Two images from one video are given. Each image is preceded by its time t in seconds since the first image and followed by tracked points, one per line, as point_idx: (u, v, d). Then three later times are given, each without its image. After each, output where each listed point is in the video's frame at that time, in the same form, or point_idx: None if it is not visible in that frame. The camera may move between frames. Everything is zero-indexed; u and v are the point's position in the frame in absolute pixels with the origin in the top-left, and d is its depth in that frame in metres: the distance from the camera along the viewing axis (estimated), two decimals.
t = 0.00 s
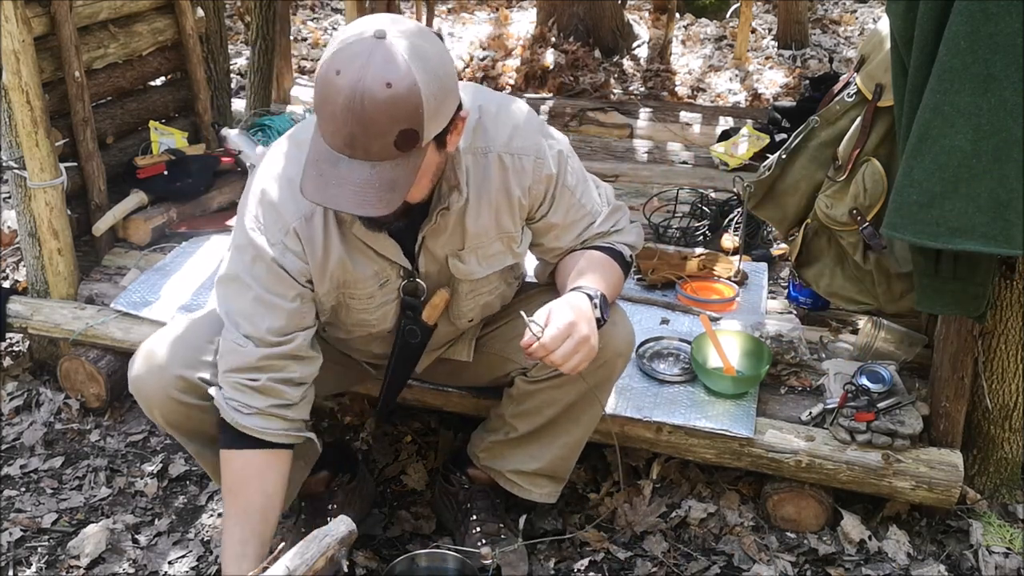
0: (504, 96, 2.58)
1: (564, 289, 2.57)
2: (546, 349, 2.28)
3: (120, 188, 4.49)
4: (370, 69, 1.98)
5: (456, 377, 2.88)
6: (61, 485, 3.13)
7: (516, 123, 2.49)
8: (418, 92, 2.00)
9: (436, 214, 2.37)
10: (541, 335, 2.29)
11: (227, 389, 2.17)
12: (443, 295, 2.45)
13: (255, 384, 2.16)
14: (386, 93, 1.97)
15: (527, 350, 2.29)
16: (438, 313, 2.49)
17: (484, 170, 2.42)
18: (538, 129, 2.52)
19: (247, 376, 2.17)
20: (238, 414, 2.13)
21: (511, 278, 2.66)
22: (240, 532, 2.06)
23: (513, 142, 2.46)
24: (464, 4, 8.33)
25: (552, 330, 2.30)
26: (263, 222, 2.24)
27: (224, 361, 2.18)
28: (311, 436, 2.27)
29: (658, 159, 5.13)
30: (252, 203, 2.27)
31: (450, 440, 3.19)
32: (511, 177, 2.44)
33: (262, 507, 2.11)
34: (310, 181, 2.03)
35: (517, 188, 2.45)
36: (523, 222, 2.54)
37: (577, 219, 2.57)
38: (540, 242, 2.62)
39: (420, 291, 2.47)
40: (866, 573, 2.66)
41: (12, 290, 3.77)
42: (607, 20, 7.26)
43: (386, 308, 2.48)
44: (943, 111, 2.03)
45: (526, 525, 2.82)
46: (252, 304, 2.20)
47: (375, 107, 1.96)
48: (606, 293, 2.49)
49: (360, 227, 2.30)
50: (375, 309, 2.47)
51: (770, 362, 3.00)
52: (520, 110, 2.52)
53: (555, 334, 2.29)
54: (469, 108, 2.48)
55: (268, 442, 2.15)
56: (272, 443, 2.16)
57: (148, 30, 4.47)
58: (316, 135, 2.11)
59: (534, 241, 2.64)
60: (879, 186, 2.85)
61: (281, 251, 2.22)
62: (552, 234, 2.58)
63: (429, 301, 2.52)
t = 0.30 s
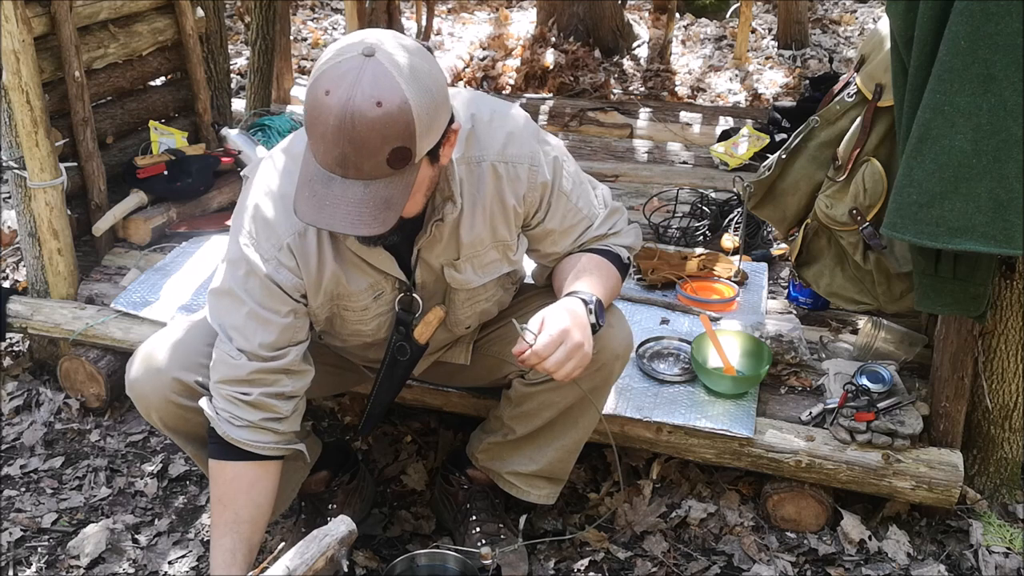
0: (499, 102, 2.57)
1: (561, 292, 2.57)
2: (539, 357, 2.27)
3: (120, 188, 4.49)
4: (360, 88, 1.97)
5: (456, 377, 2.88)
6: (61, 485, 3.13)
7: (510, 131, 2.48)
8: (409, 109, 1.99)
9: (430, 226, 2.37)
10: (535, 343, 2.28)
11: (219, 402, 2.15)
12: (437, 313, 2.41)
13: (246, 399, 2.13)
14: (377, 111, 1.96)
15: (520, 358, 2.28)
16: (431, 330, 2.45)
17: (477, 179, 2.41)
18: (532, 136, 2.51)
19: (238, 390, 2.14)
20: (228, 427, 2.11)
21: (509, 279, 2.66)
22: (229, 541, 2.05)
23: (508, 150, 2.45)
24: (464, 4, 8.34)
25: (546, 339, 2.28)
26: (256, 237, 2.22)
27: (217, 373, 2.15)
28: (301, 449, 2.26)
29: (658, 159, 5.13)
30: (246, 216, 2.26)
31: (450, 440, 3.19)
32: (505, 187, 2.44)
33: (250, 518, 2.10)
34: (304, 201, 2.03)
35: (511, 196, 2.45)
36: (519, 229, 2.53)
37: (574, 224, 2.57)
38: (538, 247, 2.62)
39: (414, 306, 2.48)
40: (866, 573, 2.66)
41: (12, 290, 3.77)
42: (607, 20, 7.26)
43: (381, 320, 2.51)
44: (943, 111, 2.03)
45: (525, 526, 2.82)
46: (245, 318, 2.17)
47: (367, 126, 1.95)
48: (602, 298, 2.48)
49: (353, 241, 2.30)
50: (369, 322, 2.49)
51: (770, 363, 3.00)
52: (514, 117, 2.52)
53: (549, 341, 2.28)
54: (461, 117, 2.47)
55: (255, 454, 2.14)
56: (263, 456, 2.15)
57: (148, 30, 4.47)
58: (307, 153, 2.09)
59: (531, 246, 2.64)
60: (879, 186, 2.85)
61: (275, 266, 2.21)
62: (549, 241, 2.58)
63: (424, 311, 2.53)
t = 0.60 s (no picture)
0: (497, 101, 2.57)
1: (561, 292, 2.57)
2: (539, 358, 2.27)
3: (120, 187, 4.49)
4: (354, 81, 1.97)
5: (456, 377, 2.88)
6: (61, 485, 3.13)
7: (508, 131, 2.48)
8: (403, 103, 1.99)
9: (427, 225, 2.37)
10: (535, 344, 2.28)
11: (223, 403, 2.15)
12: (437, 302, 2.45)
13: (249, 398, 2.14)
14: (371, 104, 1.96)
15: (519, 360, 2.28)
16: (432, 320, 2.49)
17: (475, 179, 2.42)
18: (531, 136, 2.51)
19: (241, 390, 2.15)
20: (234, 428, 2.11)
21: (509, 280, 2.67)
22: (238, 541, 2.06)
23: (506, 150, 2.45)
24: (463, 4, 8.34)
25: (546, 340, 2.28)
26: (255, 237, 2.22)
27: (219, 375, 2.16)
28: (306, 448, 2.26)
29: (658, 159, 5.13)
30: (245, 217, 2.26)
31: (450, 440, 3.19)
32: (503, 187, 2.44)
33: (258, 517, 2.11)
34: (298, 195, 2.03)
35: (509, 196, 2.45)
36: (518, 228, 2.54)
37: (573, 224, 2.57)
38: (537, 247, 2.62)
39: (414, 300, 2.48)
40: (866, 573, 2.66)
41: (12, 290, 3.77)
42: (607, 20, 7.26)
43: (381, 318, 2.50)
44: (943, 111, 2.03)
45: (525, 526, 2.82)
46: (245, 318, 2.17)
47: (361, 119, 1.95)
48: (603, 298, 2.48)
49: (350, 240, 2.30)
50: (369, 320, 2.48)
51: (770, 362, 3.00)
52: (513, 118, 2.51)
53: (549, 342, 2.28)
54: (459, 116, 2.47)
55: (260, 454, 2.14)
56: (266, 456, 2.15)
57: (148, 30, 4.47)
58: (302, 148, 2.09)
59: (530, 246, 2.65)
60: (879, 185, 2.85)
61: (273, 265, 2.21)
62: (548, 241, 2.59)
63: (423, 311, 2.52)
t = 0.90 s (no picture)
0: (494, 104, 2.56)
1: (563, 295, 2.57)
2: (543, 364, 2.26)
3: (120, 188, 4.49)
4: (349, 89, 1.96)
5: (456, 377, 2.88)
6: (61, 485, 3.13)
7: (505, 135, 2.47)
8: (399, 110, 1.99)
9: (426, 233, 2.37)
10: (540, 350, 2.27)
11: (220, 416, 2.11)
12: (434, 316, 2.43)
13: (248, 408, 2.11)
14: (367, 113, 1.96)
15: (524, 366, 2.28)
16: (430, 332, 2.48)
17: (474, 184, 2.41)
18: (528, 139, 2.50)
19: (238, 402, 2.12)
20: (229, 437, 2.08)
21: (510, 282, 2.67)
22: (228, 563, 1.95)
23: (504, 154, 2.44)
24: (464, 4, 8.35)
25: (551, 345, 2.27)
26: (255, 246, 2.23)
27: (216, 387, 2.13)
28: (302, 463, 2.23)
29: (658, 159, 5.13)
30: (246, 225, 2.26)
31: (450, 440, 3.19)
32: (502, 191, 2.43)
33: (250, 538, 2.00)
34: (295, 205, 2.03)
35: (508, 200, 2.45)
36: (517, 231, 2.54)
37: (573, 226, 2.57)
38: (538, 249, 2.63)
39: (413, 309, 2.49)
40: (866, 573, 2.66)
41: (12, 290, 3.77)
42: (607, 20, 7.26)
43: (381, 326, 2.50)
44: (943, 111, 2.03)
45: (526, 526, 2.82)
46: (245, 328, 2.16)
47: (356, 128, 1.95)
48: (604, 300, 2.47)
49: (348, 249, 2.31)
50: (370, 327, 2.49)
51: (771, 362, 3.00)
52: (509, 122, 2.51)
53: (554, 348, 2.27)
54: (456, 121, 2.47)
55: (264, 468, 2.10)
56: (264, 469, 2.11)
57: (148, 30, 4.47)
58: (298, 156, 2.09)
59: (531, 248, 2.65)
60: (879, 186, 2.85)
61: (275, 274, 2.21)
62: (548, 242, 2.59)
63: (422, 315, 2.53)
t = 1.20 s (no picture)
0: (491, 110, 2.57)
1: (563, 298, 2.56)
2: (544, 373, 2.25)
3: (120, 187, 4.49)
4: (344, 104, 1.96)
5: (456, 378, 2.88)
6: (61, 485, 3.13)
7: (501, 142, 2.47)
8: (394, 123, 1.99)
9: (424, 242, 2.37)
10: (540, 359, 2.26)
11: (216, 424, 2.11)
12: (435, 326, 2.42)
13: (244, 418, 2.11)
14: (362, 127, 1.95)
15: (526, 373, 2.27)
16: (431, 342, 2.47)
17: (471, 192, 2.41)
18: (526, 145, 2.50)
19: (234, 411, 2.13)
20: (227, 447, 2.07)
21: (510, 285, 2.67)
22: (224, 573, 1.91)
23: (501, 161, 2.44)
24: (464, 4, 8.35)
25: (551, 353, 2.26)
26: (252, 257, 2.23)
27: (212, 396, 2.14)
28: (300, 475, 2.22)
29: (658, 159, 5.13)
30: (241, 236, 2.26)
31: (450, 440, 3.19)
32: (500, 198, 2.43)
33: (246, 549, 1.98)
34: (292, 221, 2.03)
35: (506, 207, 2.44)
36: (516, 238, 2.54)
37: (572, 229, 2.57)
38: (538, 253, 2.63)
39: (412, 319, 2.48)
40: (866, 573, 2.66)
41: (12, 290, 3.77)
42: (607, 20, 7.26)
43: (379, 335, 2.51)
44: (943, 111, 2.03)
45: (526, 526, 2.82)
46: (241, 338, 2.16)
47: (352, 142, 1.95)
48: (605, 303, 2.47)
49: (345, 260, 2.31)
50: (367, 336, 2.50)
51: (770, 362, 3.00)
52: (505, 128, 2.51)
53: (555, 356, 2.26)
54: (450, 128, 2.47)
55: (260, 478, 2.09)
56: (263, 481, 2.10)
57: (148, 30, 4.47)
58: (294, 171, 2.09)
59: (530, 253, 2.65)
60: (879, 186, 2.85)
61: (271, 285, 2.21)
62: (548, 247, 2.59)
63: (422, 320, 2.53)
